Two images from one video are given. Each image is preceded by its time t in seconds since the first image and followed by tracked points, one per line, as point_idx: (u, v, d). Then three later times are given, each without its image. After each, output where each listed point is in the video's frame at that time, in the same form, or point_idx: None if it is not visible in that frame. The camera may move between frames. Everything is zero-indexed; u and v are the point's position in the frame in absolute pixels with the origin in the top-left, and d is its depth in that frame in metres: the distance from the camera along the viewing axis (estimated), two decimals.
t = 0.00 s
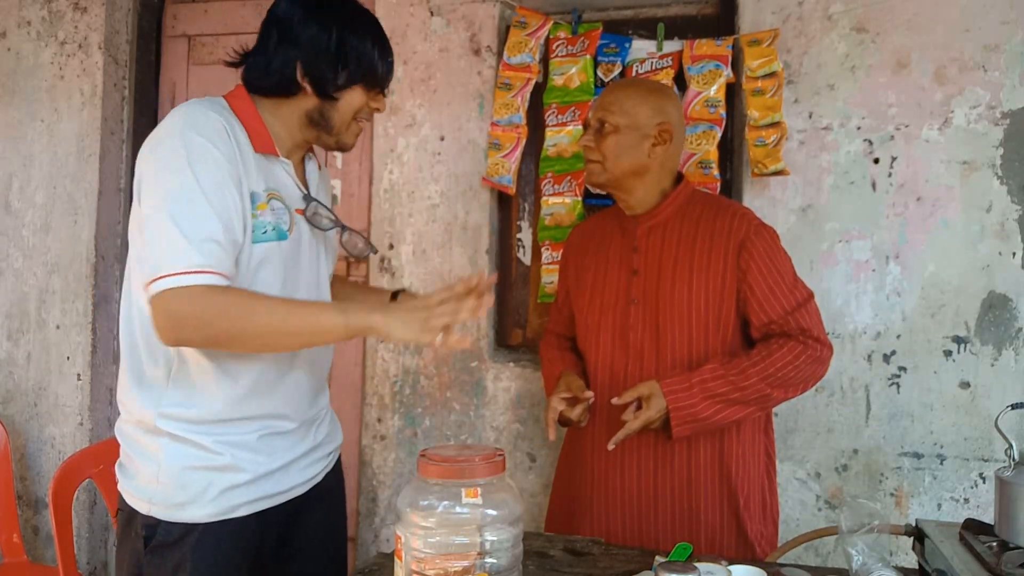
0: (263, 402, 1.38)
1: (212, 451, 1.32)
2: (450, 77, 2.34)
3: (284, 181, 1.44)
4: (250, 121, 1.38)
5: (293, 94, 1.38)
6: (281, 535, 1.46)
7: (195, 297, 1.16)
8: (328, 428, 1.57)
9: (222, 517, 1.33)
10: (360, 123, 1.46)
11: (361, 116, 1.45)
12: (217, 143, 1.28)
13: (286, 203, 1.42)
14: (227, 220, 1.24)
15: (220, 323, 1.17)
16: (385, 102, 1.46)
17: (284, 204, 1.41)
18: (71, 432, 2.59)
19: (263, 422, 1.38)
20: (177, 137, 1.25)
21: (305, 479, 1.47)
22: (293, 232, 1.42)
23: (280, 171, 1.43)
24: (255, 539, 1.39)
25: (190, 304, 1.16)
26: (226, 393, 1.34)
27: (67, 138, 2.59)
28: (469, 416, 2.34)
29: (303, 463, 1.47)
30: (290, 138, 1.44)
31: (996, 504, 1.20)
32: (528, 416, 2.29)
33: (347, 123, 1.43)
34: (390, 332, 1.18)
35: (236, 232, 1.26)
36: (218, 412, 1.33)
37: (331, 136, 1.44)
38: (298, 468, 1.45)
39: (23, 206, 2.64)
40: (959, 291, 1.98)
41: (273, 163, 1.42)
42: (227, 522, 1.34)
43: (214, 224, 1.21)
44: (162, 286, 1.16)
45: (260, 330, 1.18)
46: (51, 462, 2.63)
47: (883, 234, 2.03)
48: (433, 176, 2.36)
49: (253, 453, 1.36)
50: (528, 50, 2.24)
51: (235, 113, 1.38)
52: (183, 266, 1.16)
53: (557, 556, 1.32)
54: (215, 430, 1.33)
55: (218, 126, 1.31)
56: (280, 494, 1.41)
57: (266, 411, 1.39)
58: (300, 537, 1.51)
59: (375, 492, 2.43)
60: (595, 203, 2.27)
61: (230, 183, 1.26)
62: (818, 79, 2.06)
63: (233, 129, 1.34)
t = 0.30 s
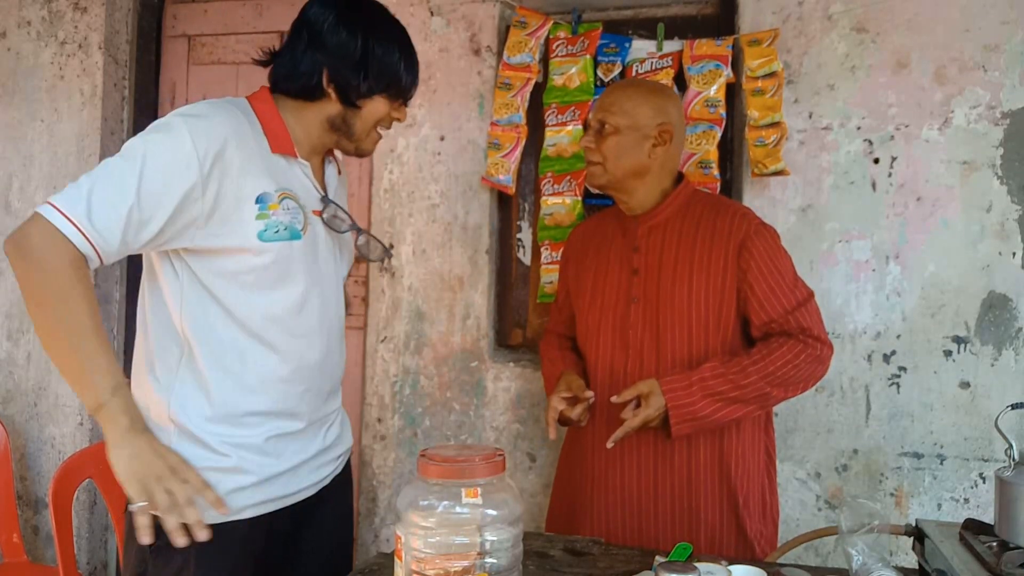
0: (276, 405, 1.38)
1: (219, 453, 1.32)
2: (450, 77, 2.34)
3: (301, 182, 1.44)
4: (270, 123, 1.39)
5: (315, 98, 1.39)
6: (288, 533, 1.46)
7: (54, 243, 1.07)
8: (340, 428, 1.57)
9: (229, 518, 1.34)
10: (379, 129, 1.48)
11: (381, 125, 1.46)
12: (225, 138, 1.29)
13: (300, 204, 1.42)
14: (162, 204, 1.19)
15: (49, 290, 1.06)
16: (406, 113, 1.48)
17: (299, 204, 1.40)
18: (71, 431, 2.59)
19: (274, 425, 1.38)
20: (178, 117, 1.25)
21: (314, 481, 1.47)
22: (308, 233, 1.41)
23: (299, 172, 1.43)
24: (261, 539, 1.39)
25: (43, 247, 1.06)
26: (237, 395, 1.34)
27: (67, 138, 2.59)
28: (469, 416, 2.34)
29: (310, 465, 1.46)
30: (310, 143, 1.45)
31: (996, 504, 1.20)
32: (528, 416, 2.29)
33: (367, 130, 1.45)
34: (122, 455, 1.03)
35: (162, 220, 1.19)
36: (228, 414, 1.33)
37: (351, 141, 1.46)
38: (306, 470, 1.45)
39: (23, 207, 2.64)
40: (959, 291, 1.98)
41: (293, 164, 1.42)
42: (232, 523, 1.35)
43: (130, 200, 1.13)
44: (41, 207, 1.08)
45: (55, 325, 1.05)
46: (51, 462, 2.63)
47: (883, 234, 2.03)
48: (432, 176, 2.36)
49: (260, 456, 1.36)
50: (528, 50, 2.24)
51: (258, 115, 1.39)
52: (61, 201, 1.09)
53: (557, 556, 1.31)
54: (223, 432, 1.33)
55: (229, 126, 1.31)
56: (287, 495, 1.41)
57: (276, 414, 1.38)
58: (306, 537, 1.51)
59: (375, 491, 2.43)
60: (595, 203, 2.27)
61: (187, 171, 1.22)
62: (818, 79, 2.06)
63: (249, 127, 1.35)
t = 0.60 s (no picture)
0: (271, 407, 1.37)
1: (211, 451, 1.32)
2: (450, 77, 2.34)
3: (309, 184, 1.43)
4: (281, 127, 1.39)
5: (330, 104, 1.39)
6: (285, 535, 1.46)
7: (57, 241, 1.13)
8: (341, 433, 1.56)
9: (221, 518, 1.34)
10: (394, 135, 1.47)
11: (396, 131, 1.45)
12: (231, 138, 1.30)
13: (307, 207, 1.41)
14: (167, 200, 1.20)
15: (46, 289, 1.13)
16: (422, 120, 1.47)
17: (304, 206, 1.40)
18: (71, 431, 2.60)
19: (269, 426, 1.38)
20: (185, 115, 1.27)
21: (310, 485, 1.46)
22: (312, 236, 1.40)
23: (307, 174, 1.43)
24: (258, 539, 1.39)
25: (49, 247, 1.13)
26: (232, 395, 1.34)
27: (67, 138, 2.59)
28: (469, 416, 2.34)
29: (308, 467, 1.45)
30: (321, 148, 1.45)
31: (996, 504, 1.20)
32: (528, 416, 2.29)
33: (381, 135, 1.44)
34: (97, 455, 1.15)
35: (167, 216, 1.21)
36: (222, 412, 1.33)
37: (365, 146, 1.45)
38: (301, 473, 1.44)
39: (23, 207, 2.64)
40: (959, 291, 1.98)
41: (300, 166, 1.42)
42: (226, 522, 1.34)
43: (133, 195, 1.16)
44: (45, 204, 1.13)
45: (46, 324, 1.13)
46: (51, 462, 2.63)
47: (883, 234, 2.03)
48: (433, 176, 2.36)
49: (254, 457, 1.36)
50: (528, 50, 2.24)
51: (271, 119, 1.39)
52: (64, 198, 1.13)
53: (557, 556, 1.32)
54: (217, 431, 1.33)
55: (234, 122, 1.32)
56: (280, 498, 1.40)
57: (272, 415, 1.38)
58: (303, 537, 1.52)
59: (374, 492, 2.43)
60: (595, 203, 2.27)
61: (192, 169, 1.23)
62: (818, 79, 2.06)
63: (255, 127, 1.35)
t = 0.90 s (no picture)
0: (274, 408, 1.37)
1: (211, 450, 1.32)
2: (450, 77, 2.34)
3: (309, 182, 1.43)
4: (280, 127, 1.39)
5: (327, 103, 1.39)
6: (287, 532, 1.46)
7: (56, 246, 1.14)
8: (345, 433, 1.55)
9: (223, 518, 1.34)
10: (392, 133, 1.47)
11: (395, 128, 1.45)
12: (233, 139, 1.30)
13: (307, 206, 1.41)
14: (167, 202, 1.21)
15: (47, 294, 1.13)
16: (421, 117, 1.47)
17: (304, 205, 1.40)
18: (71, 431, 2.60)
19: (270, 426, 1.38)
20: (185, 116, 1.27)
21: (313, 485, 1.45)
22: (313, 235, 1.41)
23: (308, 173, 1.43)
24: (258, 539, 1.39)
25: (52, 252, 1.13)
26: (234, 394, 1.34)
27: (67, 138, 2.59)
28: (469, 416, 2.34)
29: (310, 469, 1.45)
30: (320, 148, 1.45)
31: (996, 504, 1.20)
32: (528, 416, 2.29)
33: (380, 133, 1.44)
34: (102, 457, 1.16)
35: (167, 217, 1.21)
36: (224, 412, 1.33)
37: (364, 145, 1.45)
38: (305, 473, 1.44)
39: (23, 207, 2.64)
40: (959, 291, 1.98)
41: (300, 164, 1.42)
42: (228, 521, 1.34)
43: (135, 198, 1.17)
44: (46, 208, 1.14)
45: (48, 329, 1.14)
46: (51, 462, 2.63)
47: (883, 234, 2.03)
48: (433, 176, 2.36)
49: (253, 458, 1.35)
50: (528, 50, 2.24)
51: (271, 120, 1.39)
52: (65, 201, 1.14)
53: (557, 556, 1.31)
54: (218, 431, 1.34)
55: (233, 121, 1.32)
56: (283, 498, 1.40)
57: (273, 415, 1.38)
58: (304, 538, 1.51)
59: (374, 492, 2.43)
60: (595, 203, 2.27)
61: (194, 170, 1.23)
62: (818, 79, 2.06)
63: (256, 127, 1.35)
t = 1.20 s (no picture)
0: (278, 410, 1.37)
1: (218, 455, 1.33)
2: (450, 77, 2.34)
3: (300, 184, 1.43)
4: (270, 128, 1.38)
5: (316, 102, 1.39)
6: (293, 536, 1.46)
7: (51, 265, 1.14)
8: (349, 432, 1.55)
9: (230, 521, 1.34)
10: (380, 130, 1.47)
11: (385, 123, 1.45)
12: (220, 146, 1.29)
13: (300, 208, 1.41)
14: (157, 212, 1.20)
15: (43, 313, 1.13)
16: (411, 111, 1.47)
17: (295, 209, 1.39)
18: (71, 431, 2.60)
19: (275, 429, 1.38)
20: (168, 124, 1.25)
21: (319, 485, 1.46)
22: (306, 239, 1.40)
23: (298, 175, 1.42)
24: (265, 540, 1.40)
25: (47, 271, 1.14)
26: (238, 397, 1.34)
27: (67, 138, 2.60)
28: (469, 416, 2.34)
29: (316, 469, 1.45)
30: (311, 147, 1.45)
31: (996, 504, 1.20)
32: (528, 416, 2.29)
33: (368, 130, 1.44)
34: (110, 472, 1.17)
35: (157, 228, 1.21)
36: (227, 417, 1.34)
37: (354, 142, 1.45)
38: (311, 474, 1.44)
39: (23, 207, 2.64)
40: (959, 291, 1.98)
41: (289, 166, 1.41)
42: (235, 524, 1.35)
43: (124, 211, 1.16)
44: (35, 227, 1.14)
45: (48, 349, 1.14)
46: (51, 462, 2.63)
47: (883, 234, 2.03)
48: (433, 176, 2.36)
49: (259, 460, 1.35)
50: (528, 50, 2.24)
51: (256, 120, 1.38)
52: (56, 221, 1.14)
53: (557, 556, 1.31)
54: (223, 436, 1.34)
55: (219, 127, 1.31)
56: (291, 499, 1.41)
57: (278, 417, 1.38)
58: (309, 539, 1.52)
59: (374, 492, 2.43)
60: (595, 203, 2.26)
61: (182, 179, 1.22)
62: (818, 79, 2.06)
63: (242, 130, 1.34)
